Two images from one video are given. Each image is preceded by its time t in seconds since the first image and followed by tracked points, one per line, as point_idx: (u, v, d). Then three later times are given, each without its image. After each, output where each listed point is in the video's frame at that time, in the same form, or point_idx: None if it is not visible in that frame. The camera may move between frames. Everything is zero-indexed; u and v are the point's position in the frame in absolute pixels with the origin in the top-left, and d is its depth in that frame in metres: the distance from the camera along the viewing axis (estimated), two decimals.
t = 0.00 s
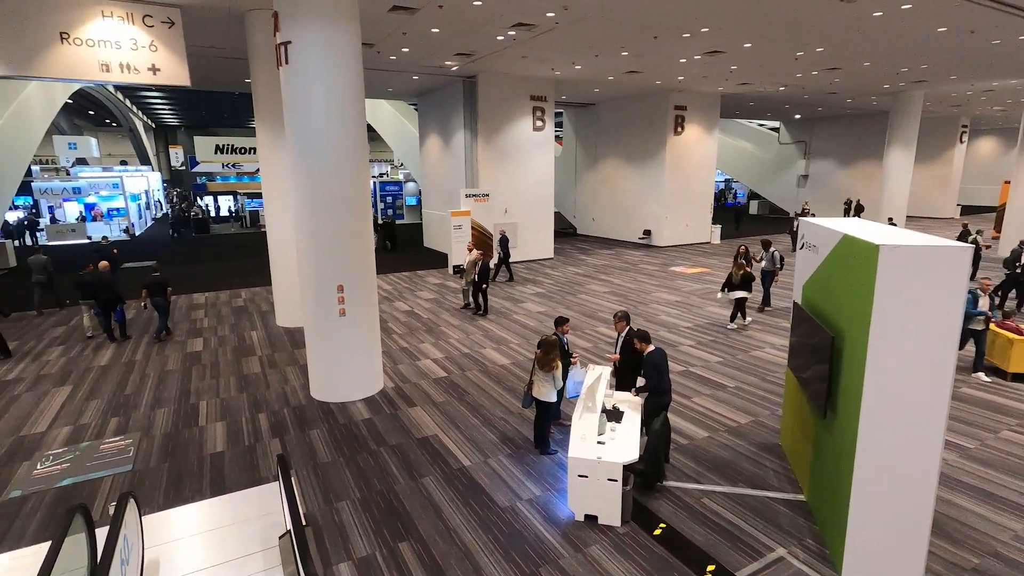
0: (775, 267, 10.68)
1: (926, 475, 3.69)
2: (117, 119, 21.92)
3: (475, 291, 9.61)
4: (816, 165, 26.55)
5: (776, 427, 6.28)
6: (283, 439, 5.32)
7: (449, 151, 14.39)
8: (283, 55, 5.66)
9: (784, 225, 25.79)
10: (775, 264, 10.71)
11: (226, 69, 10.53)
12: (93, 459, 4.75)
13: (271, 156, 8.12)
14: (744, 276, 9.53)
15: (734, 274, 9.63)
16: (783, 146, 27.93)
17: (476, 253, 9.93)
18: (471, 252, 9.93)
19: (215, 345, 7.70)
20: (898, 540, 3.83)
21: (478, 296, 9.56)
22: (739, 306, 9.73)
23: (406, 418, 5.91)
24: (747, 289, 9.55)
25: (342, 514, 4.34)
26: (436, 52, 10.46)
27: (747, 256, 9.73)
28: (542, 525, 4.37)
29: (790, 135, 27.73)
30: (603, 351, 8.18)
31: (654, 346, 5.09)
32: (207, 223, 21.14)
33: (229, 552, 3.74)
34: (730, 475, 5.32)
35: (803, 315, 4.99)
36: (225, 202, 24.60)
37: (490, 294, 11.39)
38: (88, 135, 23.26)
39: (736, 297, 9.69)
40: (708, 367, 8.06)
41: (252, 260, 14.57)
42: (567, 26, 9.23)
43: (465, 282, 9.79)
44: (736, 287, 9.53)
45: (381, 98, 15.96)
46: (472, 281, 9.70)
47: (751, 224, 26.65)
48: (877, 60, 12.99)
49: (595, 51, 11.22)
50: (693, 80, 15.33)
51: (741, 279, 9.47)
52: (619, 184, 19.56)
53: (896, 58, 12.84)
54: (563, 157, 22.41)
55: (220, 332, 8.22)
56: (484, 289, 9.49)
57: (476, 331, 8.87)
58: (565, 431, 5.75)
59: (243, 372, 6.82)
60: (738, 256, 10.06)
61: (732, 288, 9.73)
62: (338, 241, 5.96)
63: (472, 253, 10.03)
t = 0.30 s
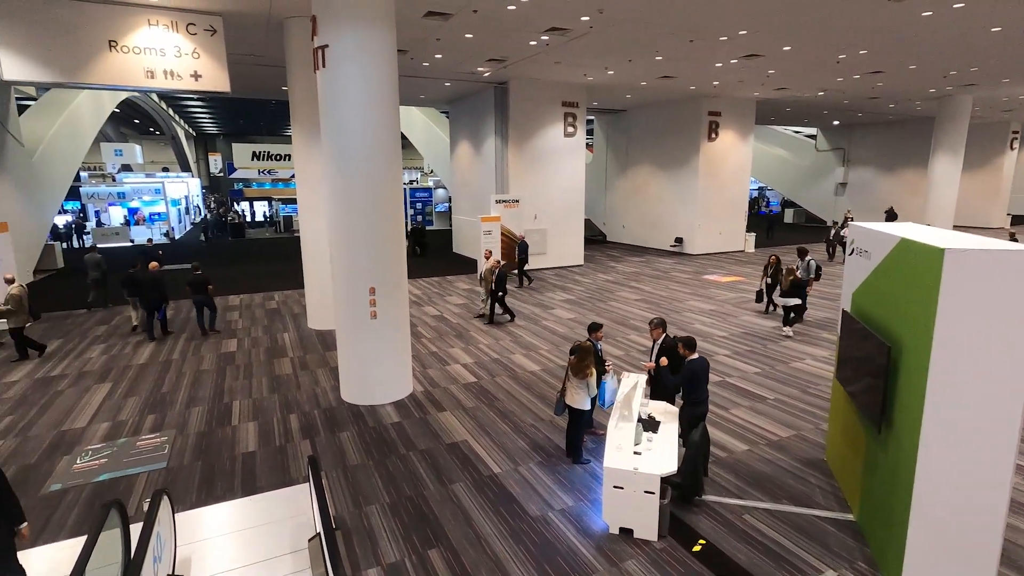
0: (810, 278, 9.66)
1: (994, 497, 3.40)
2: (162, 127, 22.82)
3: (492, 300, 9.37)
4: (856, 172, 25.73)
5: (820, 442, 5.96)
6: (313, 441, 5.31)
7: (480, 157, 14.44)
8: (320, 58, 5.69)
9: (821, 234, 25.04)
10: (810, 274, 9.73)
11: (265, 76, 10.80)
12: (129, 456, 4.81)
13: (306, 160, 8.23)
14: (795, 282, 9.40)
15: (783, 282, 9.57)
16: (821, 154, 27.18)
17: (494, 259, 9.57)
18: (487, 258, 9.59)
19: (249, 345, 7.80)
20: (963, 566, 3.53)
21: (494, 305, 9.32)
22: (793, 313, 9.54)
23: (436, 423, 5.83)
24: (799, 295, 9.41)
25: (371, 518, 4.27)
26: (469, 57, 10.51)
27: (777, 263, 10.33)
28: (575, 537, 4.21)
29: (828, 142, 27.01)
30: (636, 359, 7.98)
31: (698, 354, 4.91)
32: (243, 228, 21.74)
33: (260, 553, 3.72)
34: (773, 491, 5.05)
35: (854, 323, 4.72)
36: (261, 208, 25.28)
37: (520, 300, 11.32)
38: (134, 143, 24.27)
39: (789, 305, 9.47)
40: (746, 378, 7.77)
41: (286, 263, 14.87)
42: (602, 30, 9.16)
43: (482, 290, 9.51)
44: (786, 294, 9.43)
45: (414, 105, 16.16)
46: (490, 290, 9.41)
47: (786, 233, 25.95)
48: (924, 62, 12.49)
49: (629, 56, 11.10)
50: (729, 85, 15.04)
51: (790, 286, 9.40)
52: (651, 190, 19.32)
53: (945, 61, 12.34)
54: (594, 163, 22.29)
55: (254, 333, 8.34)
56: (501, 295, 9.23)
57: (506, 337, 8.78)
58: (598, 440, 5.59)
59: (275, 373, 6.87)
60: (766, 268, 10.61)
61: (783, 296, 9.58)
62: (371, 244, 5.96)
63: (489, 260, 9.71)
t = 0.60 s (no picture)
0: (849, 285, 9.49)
1: None
2: (202, 134, 23.56)
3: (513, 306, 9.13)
4: (899, 177, 24.80)
5: (869, 456, 5.63)
6: (344, 441, 5.28)
7: (511, 161, 14.45)
8: (356, 59, 5.70)
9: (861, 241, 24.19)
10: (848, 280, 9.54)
11: (302, 82, 11.04)
12: (166, 451, 4.88)
13: (341, 162, 8.31)
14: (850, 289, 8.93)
15: (836, 289, 9.04)
16: (861, 158, 26.31)
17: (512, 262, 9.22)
18: (504, 261, 9.20)
19: (282, 345, 7.90)
20: None
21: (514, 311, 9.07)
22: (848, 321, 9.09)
23: (466, 426, 5.75)
24: (854, 303, 8.95)
25: (401, 521, 4.20)
26: (502, 61, 10.53)
27: (810, 270, 9.91)
28: (610, 547, 4.03)
29: (869, 145, 26.12)
30: (670, 365, 7.78)
31: (738, 363, 4.67)
32: (278, 231, 22.30)
33: (290, 553, 3.69)
34: (820, 506, 4.77)
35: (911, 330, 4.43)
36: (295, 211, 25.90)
37: (550, 304, 11.23)
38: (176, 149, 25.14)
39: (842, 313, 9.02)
40: (786, 387, 7.46)
41: (319, 265, 15.15)
42: (637, 31, 9.01)
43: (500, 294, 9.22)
44: (843, 301, 8.91)
45: (446, 109, 16.31)
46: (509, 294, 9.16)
47: (824, 239, 25.15)
48: (977, 61, 11.91)
49: (664, 57, 10.93)
50: (766, 86, 14.67)
51: (847, 293, 8.88)
52: (683, 195, 19.01)
53: (1000, 59, 11.75)
54: (625, 168, 22.08)
55: (287, 333, 8.45)
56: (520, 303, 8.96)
57: (536, 341, 8.69)
58: (632, 448, 5.41)
59: (307, 372, 6.92)
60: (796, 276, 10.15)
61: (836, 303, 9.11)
62: (403, 245, 5.93)
63: (506, 262, 9.36)
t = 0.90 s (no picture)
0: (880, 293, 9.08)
1: None
2: (234, 141, 24.18)
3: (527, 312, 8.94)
4: (938, 180, 23.89)
5: (917, 469, 5.33)
6: (370, 442, 5.23)
7: (537, 165, 14.40)
8: (385, 59, 5.69)
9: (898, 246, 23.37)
10: (878, 289, 9.11)
11: (332, 87, 11.22)
12: (195, 449, 4.90)
13: (369, 164, 8.35)
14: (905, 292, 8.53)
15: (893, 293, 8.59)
16: (898, 160, 25.45)
17: (527, 266, 9.02)
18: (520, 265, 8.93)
19: (309, 346, 7.94)
20: None
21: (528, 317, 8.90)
22: (900, 327, 8.67)
23: (492, 430, 5.65)
24: (910, 306, 8.53)
25: (427, 525, 4.11)
26: (529, 63, 10.50)
27: (838, 275, 9.54)
28: (642, 558, 3.86)
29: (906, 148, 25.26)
30: (701, 371, 7.57)
31: (776, 369, 4.45)
32: (306, 235, 22.71)
33: (316, 555, 3.64)
34: (865, 521, 4.51)
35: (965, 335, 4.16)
36: (323, 216, 26.37)
37: (576, 308, 11.11)
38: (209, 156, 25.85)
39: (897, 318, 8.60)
40: (824, 395, 7.16)
41: (345, 268, 15.33)
42: (667, 31, 8.86)
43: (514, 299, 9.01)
44: (900, 305, 8.49)
45: (471, 113, 16.37)
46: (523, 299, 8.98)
47: (859, 244, 24.39)
48: None
49: (694, 58, 10.73)
50: (800, 87, 14.29)
51: (904, 296, 8.47)
52: (711, 198, 18.68)
53: None
54: (651, 171, 21.84)
55: (314, 334, 8.50)
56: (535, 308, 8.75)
57: (562, 345, 8.57)
58: (663, 456, 5.23)
59: (333, 373, 6.92)
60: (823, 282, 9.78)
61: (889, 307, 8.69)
62: (431, 245, 5.88)
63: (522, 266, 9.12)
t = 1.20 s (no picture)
0: (905, 295, 8.68)
1: None
2: (255, 148, 24.57)
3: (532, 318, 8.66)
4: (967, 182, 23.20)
5: (956, 479, 5.08)
6: (388, 445, 5.16)
7: (555, 168, 14.34)
8: (405, 59, 5.66)
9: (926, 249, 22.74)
10: (902, 292, 8.71)
11: (350, 91, 11.30)
12: (213, 450, 4.88)
13: (387, 166, 8.34)
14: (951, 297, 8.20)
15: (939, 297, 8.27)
16: (925, 162, 24.80)
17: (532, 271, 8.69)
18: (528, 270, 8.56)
19: (327, 349, 7.93)
20: None
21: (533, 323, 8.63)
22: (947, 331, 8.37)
23: (511, 434, 5.54)
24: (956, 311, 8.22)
25: (445, 530, 4.01)
26: (547, 65, 10.45)
27: (858, 279, 9.20)
28: (669, 568, 3.71)
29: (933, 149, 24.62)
30: (725, 377, 7.38)
31: (808, 373, 4.28)
32: (324, 239, 22.93)
33: (333, 560, 3.56)
34: (903, 533, 4.29)
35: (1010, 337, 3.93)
36: (341, 221, 26.64)
37: (595, 312, 10.98)
38: (231, 162, 26.31)
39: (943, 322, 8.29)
40: (854, 402, 6.91)
41: (363, 271, 15.42)
42: (689, 30, 8.71)
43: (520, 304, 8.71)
44: (947, 310, 8.17)
45: (488, 117, 16.39)
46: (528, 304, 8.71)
47: (884, 247, 23.81)
48: None
49: (715, 58, 10.56)
50: (823, 87, 14.00)
51: (951, 300, 8.13)
52: (731, 201, 18.41)
53: None
54: (670, 175, 21.62)
55: (332, 337, 8.50)
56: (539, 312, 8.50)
57: (581, 349, 8.45)
58: (688, 463, 5.06)
59: (351, 376, 6.89)
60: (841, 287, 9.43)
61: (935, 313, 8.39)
62: (449, 246, 5.81)
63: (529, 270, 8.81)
